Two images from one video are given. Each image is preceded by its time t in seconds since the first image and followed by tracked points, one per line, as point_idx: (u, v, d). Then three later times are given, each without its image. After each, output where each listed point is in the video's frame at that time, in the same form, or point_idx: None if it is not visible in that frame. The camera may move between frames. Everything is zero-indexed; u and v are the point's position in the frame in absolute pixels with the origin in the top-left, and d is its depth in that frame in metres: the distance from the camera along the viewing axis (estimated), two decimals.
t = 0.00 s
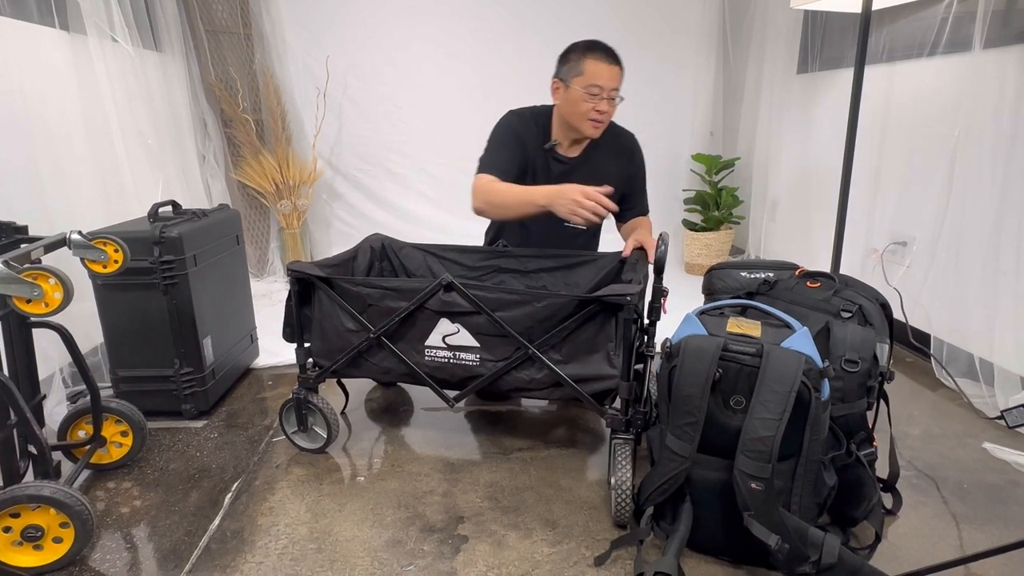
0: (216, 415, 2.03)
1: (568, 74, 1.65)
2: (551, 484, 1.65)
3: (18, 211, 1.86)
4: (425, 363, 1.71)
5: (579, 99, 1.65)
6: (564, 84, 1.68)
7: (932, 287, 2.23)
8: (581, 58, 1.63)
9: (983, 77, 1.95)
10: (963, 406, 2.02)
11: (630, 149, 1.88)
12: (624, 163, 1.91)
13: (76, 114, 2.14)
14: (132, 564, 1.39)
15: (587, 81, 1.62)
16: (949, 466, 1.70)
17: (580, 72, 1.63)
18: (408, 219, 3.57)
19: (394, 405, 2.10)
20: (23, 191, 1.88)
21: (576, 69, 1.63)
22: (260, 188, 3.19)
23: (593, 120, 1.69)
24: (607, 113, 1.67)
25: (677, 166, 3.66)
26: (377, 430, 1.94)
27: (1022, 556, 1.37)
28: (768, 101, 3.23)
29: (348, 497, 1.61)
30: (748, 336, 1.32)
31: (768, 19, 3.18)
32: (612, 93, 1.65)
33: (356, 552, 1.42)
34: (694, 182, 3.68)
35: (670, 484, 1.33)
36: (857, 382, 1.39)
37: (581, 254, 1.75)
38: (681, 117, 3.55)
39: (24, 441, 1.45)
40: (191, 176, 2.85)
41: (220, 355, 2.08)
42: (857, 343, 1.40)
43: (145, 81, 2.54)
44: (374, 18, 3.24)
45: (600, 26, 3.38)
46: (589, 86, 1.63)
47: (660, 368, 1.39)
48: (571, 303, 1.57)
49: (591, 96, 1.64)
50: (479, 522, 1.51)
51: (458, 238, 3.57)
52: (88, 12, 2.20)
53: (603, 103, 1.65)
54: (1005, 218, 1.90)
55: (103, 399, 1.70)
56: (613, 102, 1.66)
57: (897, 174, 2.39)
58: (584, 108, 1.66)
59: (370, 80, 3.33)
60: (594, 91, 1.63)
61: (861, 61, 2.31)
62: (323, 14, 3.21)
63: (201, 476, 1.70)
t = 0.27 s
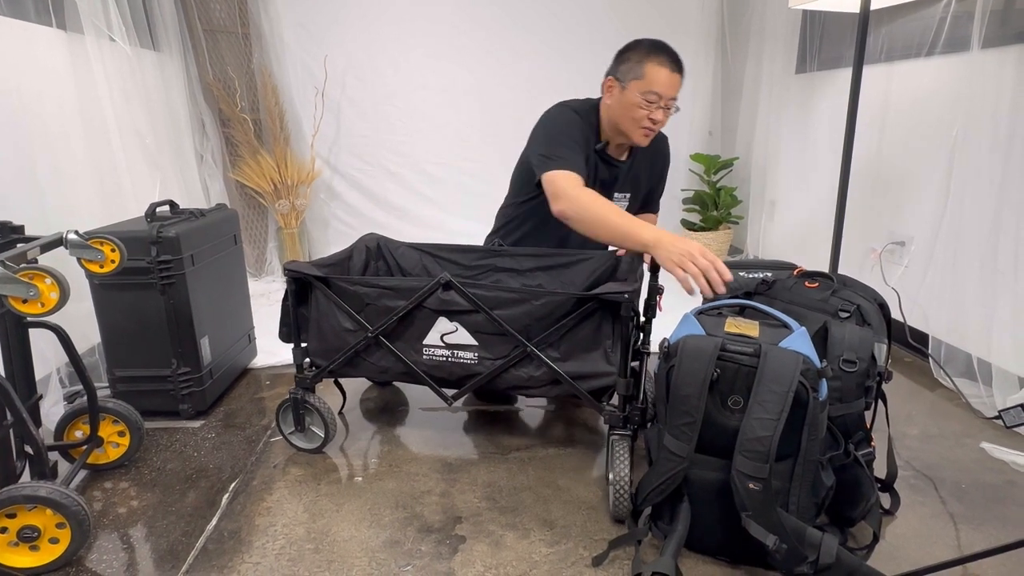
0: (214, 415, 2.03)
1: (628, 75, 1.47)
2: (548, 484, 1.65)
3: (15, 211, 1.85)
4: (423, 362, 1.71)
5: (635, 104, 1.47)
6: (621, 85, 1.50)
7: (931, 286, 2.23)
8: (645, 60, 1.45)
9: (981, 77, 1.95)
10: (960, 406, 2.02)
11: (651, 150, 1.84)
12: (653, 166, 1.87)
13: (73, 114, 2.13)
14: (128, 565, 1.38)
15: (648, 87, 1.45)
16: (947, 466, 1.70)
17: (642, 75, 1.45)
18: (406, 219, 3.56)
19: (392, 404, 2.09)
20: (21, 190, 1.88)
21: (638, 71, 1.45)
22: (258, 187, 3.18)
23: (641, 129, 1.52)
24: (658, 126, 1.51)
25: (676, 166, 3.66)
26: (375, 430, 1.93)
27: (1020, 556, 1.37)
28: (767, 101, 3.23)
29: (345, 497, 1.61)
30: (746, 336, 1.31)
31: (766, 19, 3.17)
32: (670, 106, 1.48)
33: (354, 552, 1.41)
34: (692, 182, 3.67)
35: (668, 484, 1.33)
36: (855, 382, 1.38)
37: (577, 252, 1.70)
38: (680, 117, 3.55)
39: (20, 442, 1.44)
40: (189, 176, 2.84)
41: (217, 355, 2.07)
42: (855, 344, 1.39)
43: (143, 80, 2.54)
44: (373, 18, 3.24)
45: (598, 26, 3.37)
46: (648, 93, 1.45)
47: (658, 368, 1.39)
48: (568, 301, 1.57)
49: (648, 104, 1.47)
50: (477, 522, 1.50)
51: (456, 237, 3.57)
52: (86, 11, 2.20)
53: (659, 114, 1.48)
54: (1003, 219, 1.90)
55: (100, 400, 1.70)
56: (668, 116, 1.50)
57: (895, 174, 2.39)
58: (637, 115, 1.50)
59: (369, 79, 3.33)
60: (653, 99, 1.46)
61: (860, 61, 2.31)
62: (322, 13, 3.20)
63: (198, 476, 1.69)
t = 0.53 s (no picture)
0: (213, 415, 2.03)
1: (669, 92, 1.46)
2: (548, 484, 1.65)
3: (14, 211, 1.85)
4: (424, 361, 1.71)
5: (671, 122, 1.48)
6: (659, 100, 1.49)
7: (930, 287, 2.23)
8: (689, 79, 1.45)
9: (980, 77, 1.95)
10: (959, 406, 2.02)
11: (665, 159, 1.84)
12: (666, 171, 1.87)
13: (72, 113, 2.13)
14: (128, 565, 1.38)
15: (688, 107, 1.45)
16: (946, 466, 1.70)
17: (683, 95, 1.45)
18: (405, 219, 3.56)
19: (391, 404, 2.09)
20: (20, 190, 1.88)
21: (680, 90, 1.45)
22: (257, 187, 3.18)
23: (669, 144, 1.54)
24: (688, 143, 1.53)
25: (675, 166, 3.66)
26: (374, 430, 1.93)
27: (1019, 556, 1.37)
28: (766, 101, 3.23)
29: (345, 497, 1.61)
30: (744, 334, 1.31)
31: (765, 19, 3.18)
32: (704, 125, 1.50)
33: (353, 552, 1.41)
34: (691, 182, 3.68)
35: (666, 481, 1.32)
36: (853, 382, 1.38)
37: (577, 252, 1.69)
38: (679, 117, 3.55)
39: (19, 442, 1.44)
40: (188, 176, 2.84)
41: (216, 355, 2.07)
42: (854, 343, 1.39)
43: (142, 80, 2.54)
44: (372, 18, 3.24)
45: (598, 26, 3.38)
46: (686, 113, 1.46)
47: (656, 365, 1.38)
48: (568, 300, 1.58)
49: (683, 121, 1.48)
50: (476, 522, 1.50)
51: (455, 237, 3.57)
52: (85, 11, 2.19)
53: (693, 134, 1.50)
54: (1002, 218, 1.90)
55: (99, 400, 1.70)
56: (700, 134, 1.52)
57: (894, 174, 2.39)
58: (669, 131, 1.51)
59: (368, 79, 3.33)
60: (689, 118, 1.47)
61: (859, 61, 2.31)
62: (322, 13, 3.20)
63: (197, 476, 1.69)
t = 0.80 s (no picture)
0: (213, 414, 2.03)
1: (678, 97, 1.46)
2: (547, 484, 1.65)
3: (13, 210, 1.85)
4: (422, 361, 1.71)
5: (680, 128, 1.48)
6: (668, 105, 1.49)
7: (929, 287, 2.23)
8: (699, 86, 1.45)
9: (980, 78, 1.95)
10: (959, 406, 2.02)
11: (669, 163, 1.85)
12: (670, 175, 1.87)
13: (72, 113, 2.13)
14: (128, 565, 1.38)
15: (698, 114, 1.45)
16: (946, 466, 1.70)
17: (693, 102, 1.45)
18: (405, 219, 3.56)
19: (390, 404, 2.09)
20: (20, 189, 1.88)
21: (690, 96, 1.45)
22: (257, 187, 3.18)
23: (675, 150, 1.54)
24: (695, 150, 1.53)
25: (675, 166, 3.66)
26: (373, 430, 1.93)
27: (1018, 556, 1.37)
28: (766, 101, 3.23)
29: (345, 497, 1.61)
30: (734, 329, 1.32)
31: (765, 19, 3.18)
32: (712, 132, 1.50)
33: (353, 552, 1.41)
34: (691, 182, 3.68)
35: (661, 476, 1.32)
36: (853, 382, 1.38)
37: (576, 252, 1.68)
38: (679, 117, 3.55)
39: (19, 441, 1.44)
40: (189, 176, 2.84)
41: (216, 355, 2.07)
42: (853, 343, 1.38)
43: (141, 80, 2.54)
44: (371, 18, 3.24)
45: (597, 26, 3.38)
46: (696, 120, 1.46)
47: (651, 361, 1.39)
48: (567, 301, 1.58)
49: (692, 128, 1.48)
50: (476, 522, 1.50)
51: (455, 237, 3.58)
52: (85, 11, 2.19)
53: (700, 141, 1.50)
54: (1001, 218, 1.90)
55: (99, 399, 1.70)
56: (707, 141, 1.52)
57: (893, 174, 2.40)
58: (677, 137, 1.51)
59: (368, 79, 3.33)
60: (697, 125, 1.47)
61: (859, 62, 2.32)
62: (321, 14, 3.20)
63: (197, 476, 1.69)
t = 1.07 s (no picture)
0: (213, 414, 2.03)
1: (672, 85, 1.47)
2: (548, 484, 1.65)
3: (14, 210, 1.85)
4: (423, 362, 1.71)
5: (676, 115, 1.48)
6: (662, 94, 1.50)
7: (929, 287, 2.24)
8: (693, 73, 1.46)
9: (979, 79, 1.96)
10: (958, 406, 2.02)
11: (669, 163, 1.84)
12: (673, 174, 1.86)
13: (73, 113, 2.13)
14: (128, 564, 1.38)
15: (693, 100, 1.46)
16: (945, 466, 1.71)
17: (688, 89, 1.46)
18: (406, 219, 3.57)
19: (391, 405, 2.10)
20: (20, 189, 1.88)
21: (685, 84, 1.46)
22: (257, 187, 3.19)
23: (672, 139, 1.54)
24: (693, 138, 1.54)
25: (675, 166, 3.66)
26: (374, 430, 1.94)
27: (1017, 556, 1.37)
28: (766, 102, 3.24)
29: (345, 497, 1.61)
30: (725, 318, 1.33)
31: (765, 20, 3.18)
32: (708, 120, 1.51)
33: (354, 552, 1.41)
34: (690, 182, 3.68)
35: (648, 458, 1.35)
36: (853, 382, 1.38)
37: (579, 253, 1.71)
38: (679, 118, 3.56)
39: (20, 441, 1.44)
40: (189, 176, 2.84)
41: (217, 355, 2.07)
42: (853, 343, 1.38)
43: (142, 80, 2.54)
44: (371, 18, 3.24)
45: (597, 27, 3.38)
46: (692, 106, 1.46)
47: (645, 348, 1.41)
48: (568, 302, 1.58)
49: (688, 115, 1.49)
50: (476, 522, 1.51)
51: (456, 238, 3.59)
52: (86, 11, 2.19)
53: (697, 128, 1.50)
54: (1000, 219, 1.91)
55: (99, 399, 1.70)
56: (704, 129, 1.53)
57: (893, 174, 2.40)
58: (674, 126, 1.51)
59: (368, 79, 3.33)
60: (693, 113, 1.48)
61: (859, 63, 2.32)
62: (322, 14, 3.21)
63: (198, 476, 1.69)
